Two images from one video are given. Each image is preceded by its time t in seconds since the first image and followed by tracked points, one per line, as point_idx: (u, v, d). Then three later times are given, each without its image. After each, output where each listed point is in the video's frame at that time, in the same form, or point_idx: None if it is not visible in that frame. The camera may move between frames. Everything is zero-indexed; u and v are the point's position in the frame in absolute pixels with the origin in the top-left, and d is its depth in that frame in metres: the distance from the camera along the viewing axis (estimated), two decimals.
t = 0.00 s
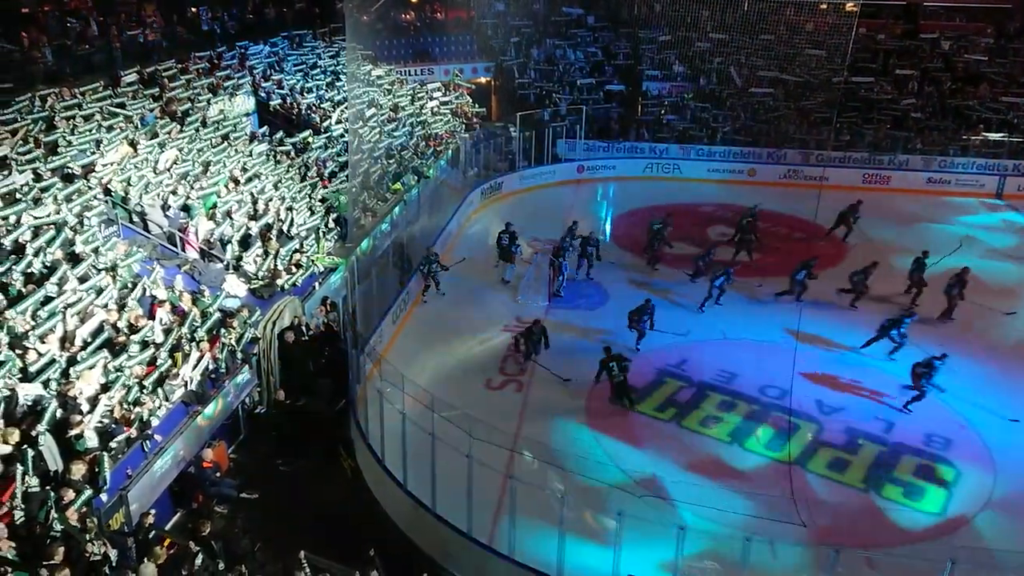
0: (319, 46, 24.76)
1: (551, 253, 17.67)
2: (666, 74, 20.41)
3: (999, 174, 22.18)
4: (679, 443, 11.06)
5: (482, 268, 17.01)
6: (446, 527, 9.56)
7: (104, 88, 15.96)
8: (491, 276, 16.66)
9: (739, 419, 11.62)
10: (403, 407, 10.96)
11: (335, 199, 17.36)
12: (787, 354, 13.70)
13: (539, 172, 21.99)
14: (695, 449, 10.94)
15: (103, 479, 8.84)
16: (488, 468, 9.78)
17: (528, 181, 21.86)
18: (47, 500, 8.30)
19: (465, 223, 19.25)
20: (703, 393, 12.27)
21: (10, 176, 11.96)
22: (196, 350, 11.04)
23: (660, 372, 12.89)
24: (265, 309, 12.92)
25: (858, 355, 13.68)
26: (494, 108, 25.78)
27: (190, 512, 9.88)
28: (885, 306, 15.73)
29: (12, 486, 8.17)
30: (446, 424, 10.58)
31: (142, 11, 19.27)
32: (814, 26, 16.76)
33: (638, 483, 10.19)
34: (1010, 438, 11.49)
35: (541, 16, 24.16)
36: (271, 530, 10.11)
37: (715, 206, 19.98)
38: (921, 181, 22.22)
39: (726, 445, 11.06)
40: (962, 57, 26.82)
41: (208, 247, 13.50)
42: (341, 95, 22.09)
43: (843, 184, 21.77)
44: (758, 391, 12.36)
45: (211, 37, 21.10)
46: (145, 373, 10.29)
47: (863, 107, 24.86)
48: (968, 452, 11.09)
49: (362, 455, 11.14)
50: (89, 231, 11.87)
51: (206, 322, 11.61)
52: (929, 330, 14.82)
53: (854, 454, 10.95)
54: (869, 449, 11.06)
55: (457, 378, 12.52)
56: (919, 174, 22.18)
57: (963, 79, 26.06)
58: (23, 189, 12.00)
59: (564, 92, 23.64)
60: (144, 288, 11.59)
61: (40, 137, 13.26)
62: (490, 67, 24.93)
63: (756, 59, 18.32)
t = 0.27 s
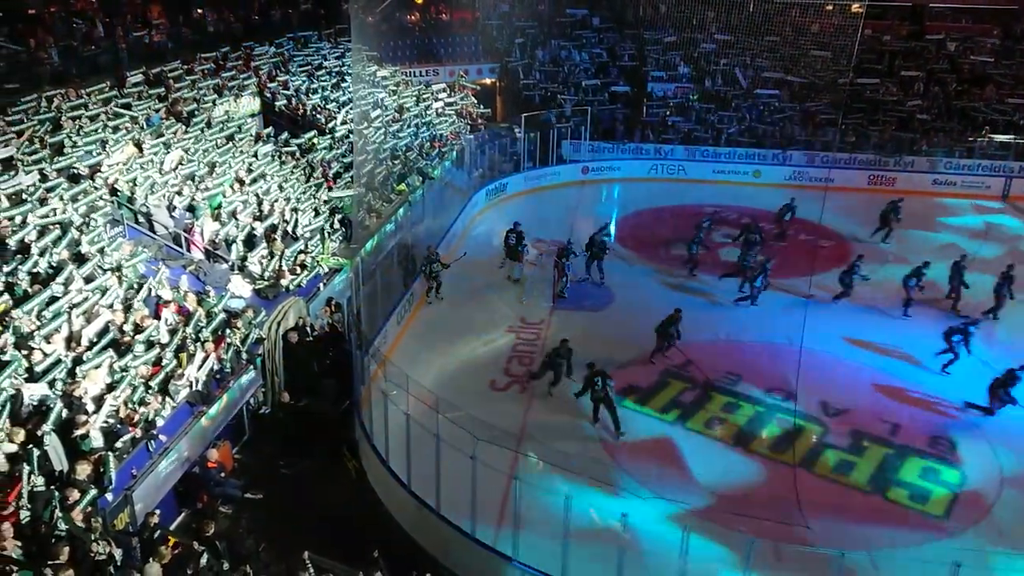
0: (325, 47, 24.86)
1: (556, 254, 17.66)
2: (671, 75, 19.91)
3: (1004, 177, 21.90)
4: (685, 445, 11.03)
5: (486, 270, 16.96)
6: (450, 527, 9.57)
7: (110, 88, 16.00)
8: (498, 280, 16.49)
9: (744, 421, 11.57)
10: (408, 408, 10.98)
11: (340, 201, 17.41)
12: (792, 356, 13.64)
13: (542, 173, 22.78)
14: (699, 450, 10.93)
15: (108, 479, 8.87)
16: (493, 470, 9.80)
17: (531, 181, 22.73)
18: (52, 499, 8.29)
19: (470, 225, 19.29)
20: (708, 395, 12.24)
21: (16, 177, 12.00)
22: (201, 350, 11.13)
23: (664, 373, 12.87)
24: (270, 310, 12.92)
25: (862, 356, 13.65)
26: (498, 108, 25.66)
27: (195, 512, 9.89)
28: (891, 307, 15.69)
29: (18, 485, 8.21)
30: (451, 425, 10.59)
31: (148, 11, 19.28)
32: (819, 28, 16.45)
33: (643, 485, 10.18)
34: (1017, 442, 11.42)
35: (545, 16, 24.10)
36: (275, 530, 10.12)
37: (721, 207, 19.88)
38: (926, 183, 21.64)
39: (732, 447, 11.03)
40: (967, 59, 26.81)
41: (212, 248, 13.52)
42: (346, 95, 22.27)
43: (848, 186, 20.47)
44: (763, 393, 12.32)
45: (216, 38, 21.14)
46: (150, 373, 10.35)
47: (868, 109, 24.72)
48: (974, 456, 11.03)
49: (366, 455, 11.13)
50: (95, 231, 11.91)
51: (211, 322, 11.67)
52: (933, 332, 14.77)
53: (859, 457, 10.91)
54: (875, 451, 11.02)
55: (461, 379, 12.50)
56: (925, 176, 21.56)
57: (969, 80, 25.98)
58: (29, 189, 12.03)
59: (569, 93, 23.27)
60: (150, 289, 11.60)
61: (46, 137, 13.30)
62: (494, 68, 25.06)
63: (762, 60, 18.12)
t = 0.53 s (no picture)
0: (330, 48, 24.86)
1: (560, 256, 17.72)
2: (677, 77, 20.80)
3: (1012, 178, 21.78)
4: (690, 448, 10.99)
5: (491, 272, 16.96)
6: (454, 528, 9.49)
7: (117, 90, 16.05)
8: (497, 273, 16.87)
9: (749, 423, 11.55)
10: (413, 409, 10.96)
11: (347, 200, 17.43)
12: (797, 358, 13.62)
13: (549, 175, 22.60)
14: (703, 452, 10.91)
15: (114, 479, 8.88)
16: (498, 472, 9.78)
17: (538, 182, 22.41)
18: (59, 500, 8.28)
19: (475, 227, 19.33)
20: (713, 397, 12.22)
21: (23, 178, 12.04)
22: (207, 350, 11.12)
23: (670, 375, 12.84)
24: (275, 311, 12.92)
25: (867, 358, 13.61)
26: (503, 109, 25.51)
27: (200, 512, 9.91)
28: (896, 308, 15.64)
29: (25, 484, 8.24)
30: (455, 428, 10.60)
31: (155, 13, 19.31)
32: (825, 29, 16.72)
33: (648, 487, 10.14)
34: None
35: (551, 18, 24.76)
36: (280, 531, 10.12)
37: (727, 210, 20.07)
38: (933, 185, 21.89)
39: (736, 449, 11.00)
40: (974, 59, 26.63)
41: (218, 249, 13.52)
42: (353, 96, 22.24)
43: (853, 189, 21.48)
44: (768, 395, 12.30)
45: (223, 39, 21.16)
46: (156, 374, 10.40)
47: (874, 110, 24.39)
48: (980, 458, 11.00)
49: (371, 456, 11.13)
50: (102, 232, 11.93)
51: (217, 323, 11.72)
52: (936, 334, 14.73)
53: (865, 459, 10.87)
54: (880, 454, 10.98)
55: (465, 380, 12.51)
56: (931, 178, 21.83)
57: (976, 82, 25.92)
58: (35, 191, 12.05)
59: (574, 94, 23.59)
60: (156, 289, 11.64)
61: (53, 139, 13.35)
62: (501, 70, 24.99)
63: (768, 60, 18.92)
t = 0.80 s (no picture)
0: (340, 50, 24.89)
1: (567, 258, 17.76)
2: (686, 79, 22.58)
3: None
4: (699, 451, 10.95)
5: (499, 273, 16.96)
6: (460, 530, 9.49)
7: (127, 90, 16.08)
8: (504, 274, 16.98)
9: (756, 426, 11.53)
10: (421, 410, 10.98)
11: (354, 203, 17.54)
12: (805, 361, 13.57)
13: (553, 176, 22.66)
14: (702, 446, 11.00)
15: (122, 479, 8.89)
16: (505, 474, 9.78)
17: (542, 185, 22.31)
18: (67, 500, 8.41)
19: (482, 228, 19.27)
20: (720, 399, 12.20)
21: (34, 178, 12.08)
22: (215, 351, 11.18)
23: (677, 377, 12.83)
24: (283, 312, 12.95)
25: (877, 362, 13.53)
26: (511, 112, 24.84)
27: (208, 513, 9.94)
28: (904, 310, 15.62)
29: (34, 484, 8.31)
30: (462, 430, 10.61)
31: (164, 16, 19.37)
32: (835, 31, 17.30)
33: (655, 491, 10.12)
34: None
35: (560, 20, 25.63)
36: (288, 531, 10.16)
37: (734, 211, 20.49)
38: (943, 188, 21.62)
39: (744, 451, 10.98)
40: (985, 61, 26.17)
41: (227, 250, 13.56)
42: (361, 99, 22.31)
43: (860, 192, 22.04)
44: (775, 397, 12.28)
45: (232, 41, 21.20)
46: (165, 374, 10.43)
47: (884, 112, 24.63)
48: (990, 462, 10.93)
49: (378, 457, 11.14)
50: (111, 233, 11.96)
51: (225, 324, 11.73)
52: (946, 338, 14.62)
53: (873, 462, 10.83)
54: (887, 457, 10.93)
55: (471, 382, 12.50)
56: (941, 180, 21.59)
57: (986, 84, 25.78)
58: (45, 192, 12.06)
59: (582, 96, 24.37)
60: (164, 290, 11.69)
61: (63, 140, 13.40)
62: (507, 71, 24.72)
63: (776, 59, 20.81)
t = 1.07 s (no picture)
0: (351, 52, 24.85)
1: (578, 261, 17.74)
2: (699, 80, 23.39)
3: None
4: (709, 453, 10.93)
5: (510, 275, 16.96)
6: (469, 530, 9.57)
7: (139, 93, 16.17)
8: (514, 275, 16.98)
9: (768, 429, 11.47)
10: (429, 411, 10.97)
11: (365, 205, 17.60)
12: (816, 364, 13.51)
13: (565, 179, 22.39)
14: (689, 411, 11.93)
15: (134, 479, 8.89)
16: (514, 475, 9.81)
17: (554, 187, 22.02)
18: (79, 499, 8.44)
19: (493, 230, 19.16)
20: (731, 402, 12.16)
21: (48, 180, 12.18)
22: (227, 352, 11.24)
23: (687, 379, 12.80)
24: (294, 313, 12.97)
25: (888, 365, 13.47)
26: (522, 114, 24.29)
27: (218, 513, 9.98)
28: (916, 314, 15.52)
29: (46, 483, 8.33)
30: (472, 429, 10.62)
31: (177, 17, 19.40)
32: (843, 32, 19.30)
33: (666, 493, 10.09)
34: None
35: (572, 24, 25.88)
36: (298, 531, 10.19)
37: (745, 214, 20.34)
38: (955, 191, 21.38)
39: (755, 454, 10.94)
40: (998, 64, 26.24)
41: (238, 251, 13.58)
42: (372, 100, 22.26)
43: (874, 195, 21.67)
44: (787, 400, 12.22)
45: (244, 43, 21.25)
46: (176, 374, 10.52)
47: (896, 115, 24.09)
48: (1002, 467, 10.86)
49: (388, 458, 11.15)
50: (124, 235, 12.06)
51: (236, 324, 11.82)
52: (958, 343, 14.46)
53: (885, 466, 10.77)
54: (897, 461, 10.88)
55: (482, 384, 12.48)
56: (953, 183, 21.36)
57: (1000, 85, 25.55)
58: (59, 193, 12.13)
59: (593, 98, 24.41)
60: (176, 291, 11.75)
61: (77, 141, 13.50)
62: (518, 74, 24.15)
63: (788, 63, 22.35)
